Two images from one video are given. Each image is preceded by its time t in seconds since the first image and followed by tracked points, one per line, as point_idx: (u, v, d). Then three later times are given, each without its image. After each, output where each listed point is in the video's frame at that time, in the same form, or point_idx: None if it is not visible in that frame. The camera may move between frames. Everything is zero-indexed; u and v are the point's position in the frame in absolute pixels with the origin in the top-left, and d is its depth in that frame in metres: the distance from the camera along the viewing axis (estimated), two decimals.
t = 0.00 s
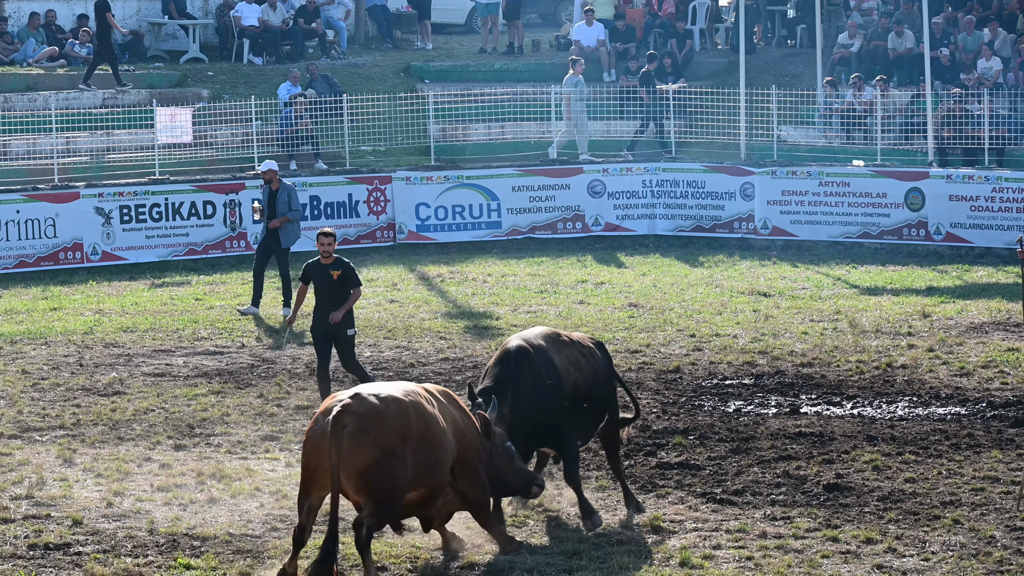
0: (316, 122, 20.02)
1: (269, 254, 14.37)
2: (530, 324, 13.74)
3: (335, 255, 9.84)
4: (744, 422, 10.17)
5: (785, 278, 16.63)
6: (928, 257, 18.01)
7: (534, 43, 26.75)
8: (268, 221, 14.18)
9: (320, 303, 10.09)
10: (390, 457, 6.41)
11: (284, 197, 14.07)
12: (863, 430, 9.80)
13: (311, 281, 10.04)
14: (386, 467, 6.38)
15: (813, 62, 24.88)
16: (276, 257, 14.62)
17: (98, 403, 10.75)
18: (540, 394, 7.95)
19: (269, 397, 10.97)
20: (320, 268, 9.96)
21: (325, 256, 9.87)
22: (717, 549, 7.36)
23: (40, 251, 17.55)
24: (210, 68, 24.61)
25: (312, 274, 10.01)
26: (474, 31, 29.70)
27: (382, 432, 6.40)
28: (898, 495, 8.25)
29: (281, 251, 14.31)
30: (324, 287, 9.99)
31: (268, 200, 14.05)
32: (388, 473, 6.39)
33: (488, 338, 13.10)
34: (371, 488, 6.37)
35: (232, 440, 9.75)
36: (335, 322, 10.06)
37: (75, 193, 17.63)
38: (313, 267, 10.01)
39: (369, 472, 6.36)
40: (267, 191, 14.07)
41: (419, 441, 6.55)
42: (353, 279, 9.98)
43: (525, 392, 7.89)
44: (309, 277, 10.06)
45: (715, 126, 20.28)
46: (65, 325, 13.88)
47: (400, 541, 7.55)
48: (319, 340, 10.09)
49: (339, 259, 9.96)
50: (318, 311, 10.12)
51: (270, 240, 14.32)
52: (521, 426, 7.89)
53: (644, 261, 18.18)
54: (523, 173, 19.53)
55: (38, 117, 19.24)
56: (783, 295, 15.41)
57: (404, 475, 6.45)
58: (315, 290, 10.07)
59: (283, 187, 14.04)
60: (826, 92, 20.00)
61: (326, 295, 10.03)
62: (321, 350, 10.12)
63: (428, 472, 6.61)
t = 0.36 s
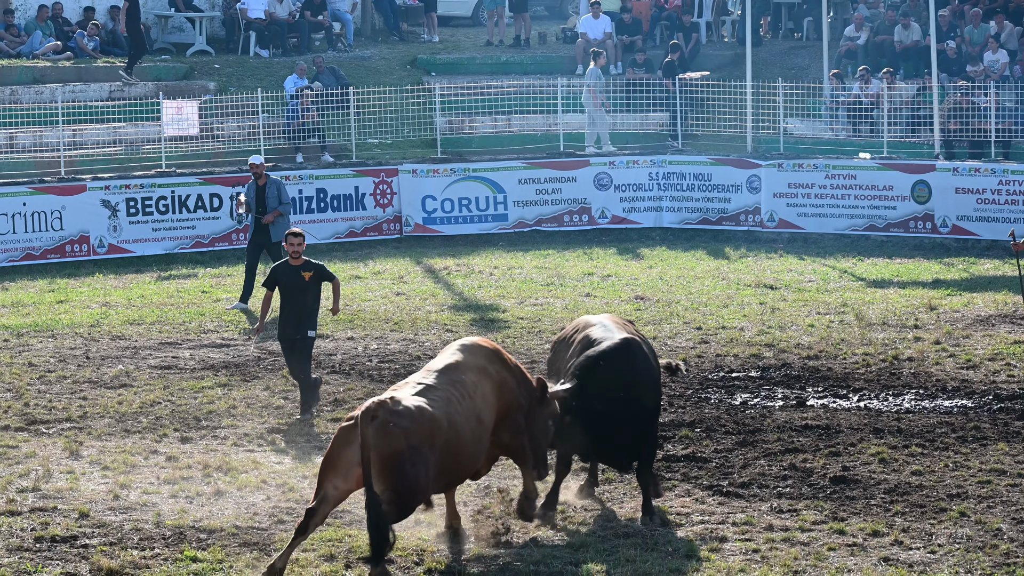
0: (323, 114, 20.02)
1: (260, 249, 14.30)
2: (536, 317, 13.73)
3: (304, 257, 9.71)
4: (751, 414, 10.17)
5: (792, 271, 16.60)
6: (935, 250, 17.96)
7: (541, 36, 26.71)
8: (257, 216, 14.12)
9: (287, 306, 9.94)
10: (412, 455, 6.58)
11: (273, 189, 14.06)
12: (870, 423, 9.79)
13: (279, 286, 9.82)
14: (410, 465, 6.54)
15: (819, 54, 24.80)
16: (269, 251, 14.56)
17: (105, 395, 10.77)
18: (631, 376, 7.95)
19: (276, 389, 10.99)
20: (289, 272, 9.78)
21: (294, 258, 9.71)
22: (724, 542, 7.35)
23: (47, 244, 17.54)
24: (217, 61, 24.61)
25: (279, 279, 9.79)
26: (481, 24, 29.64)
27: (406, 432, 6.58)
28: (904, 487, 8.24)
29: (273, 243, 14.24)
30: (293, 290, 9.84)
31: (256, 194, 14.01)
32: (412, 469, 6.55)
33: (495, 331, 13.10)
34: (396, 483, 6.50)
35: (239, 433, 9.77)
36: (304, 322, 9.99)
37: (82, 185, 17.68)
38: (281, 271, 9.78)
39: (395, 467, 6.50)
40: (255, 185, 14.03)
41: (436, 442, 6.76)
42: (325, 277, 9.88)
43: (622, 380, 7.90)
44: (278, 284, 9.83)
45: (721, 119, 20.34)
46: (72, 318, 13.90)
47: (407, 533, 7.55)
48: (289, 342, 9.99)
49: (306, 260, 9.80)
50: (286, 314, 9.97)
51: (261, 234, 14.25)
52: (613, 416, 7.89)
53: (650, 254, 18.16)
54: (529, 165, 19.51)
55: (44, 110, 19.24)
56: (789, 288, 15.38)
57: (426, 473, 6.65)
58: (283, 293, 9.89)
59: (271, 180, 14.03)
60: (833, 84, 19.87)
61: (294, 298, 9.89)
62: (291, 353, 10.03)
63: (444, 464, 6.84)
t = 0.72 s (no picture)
0: (328, 101, 19.99)
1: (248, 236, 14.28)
2: (541, 304, 13.71)
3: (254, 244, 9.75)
4: (756, 402, 10.15)
5: (798, 258, 16.54)
6: (940, 238, 17.88)
7: (546, 23, 26.62)
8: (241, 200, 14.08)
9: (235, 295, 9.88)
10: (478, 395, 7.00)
11: (258, 173, 14.11)
12: (875, 410, 9.76)
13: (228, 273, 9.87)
14: (483, 400, 6.98)
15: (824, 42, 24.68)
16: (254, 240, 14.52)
17: (110, 382, 10.78)
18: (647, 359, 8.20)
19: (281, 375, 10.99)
20: (239, 259, 9.81)
21: (243, 245, 9.77)
22: (729, 529, 7.33)
23: (53, 230, 17.54)
24: (223, 47, 24.54)
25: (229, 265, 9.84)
26: (486, 10, 29.53)
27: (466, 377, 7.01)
28: (909, 475, 8.21)
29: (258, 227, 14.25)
30: (242, 278, 9.84)
31: (242, 178, 14.02)
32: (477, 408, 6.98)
33: (500, 318, 13.08)
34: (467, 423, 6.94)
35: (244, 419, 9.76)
36: (249, 311, 9.86)
37: (88, 171, 17.67)
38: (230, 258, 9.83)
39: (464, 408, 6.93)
40: (239, 171, 14.03)
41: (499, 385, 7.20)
42: (273, 269, 9.87)
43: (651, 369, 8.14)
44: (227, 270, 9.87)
45: (727, 106, 20.35)
46: (78, 304, 13.90)
47: (412, 520, 7.52)
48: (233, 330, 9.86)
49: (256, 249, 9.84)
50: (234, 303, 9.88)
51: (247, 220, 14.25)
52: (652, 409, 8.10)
53: (656, 241, 18.11)
54: (535, 152, 19.44)
55: (51, 97, 19.40)
56: (795, 275, 15.33)
57: (498, 411, 7.07)
58: (232, 282, 9.90)
59: (255, 165, 14.10)
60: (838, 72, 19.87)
61: (242, 286, 9.85)
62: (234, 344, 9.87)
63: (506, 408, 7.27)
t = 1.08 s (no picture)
0: (332, 97, 19.90)
1: (240, 235, 14.18)
2: (545, 301, 13.70)
3: (212, 252, 9.62)
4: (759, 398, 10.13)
5: (801, 254, 16.51)
6: (944, 235, 17.84)
7: (550, 19, 26.58)
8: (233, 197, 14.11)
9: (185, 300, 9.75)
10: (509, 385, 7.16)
11: (250, 171, 14.14)
12: (878, 407, 9.75)
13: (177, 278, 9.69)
14: (504, 392, 7.12)
15: (828, 38, 24.61)
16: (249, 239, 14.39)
17: (113, 377, 10.78)
18: (685, 357, 8.24)
19: (285, 371, 10.99)
20: (193, 264, 9.66)
21: (200, 252, 9.62)
22: (731, 526, 7.32)
23: (56, 226, 17.56)
24: (227, 44, 24.54)
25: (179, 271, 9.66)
26: (490, 7, 29.49)
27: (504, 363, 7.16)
28: (912, 471, 8.20)
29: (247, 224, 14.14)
30: (194, 284, 9.67)
31: (234, 175, 14.11)
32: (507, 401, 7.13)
33: (503, 314, 13.07)
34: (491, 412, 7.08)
35: (247, 415, 9.76)
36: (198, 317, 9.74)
37: (91, 167, 17.67)
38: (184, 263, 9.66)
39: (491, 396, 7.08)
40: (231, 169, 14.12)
41: (529, 379, 7.36)
42: (228, 278, 9.75)
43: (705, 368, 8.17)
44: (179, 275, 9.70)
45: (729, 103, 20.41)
46: (81, 300, 13.90)
47: (415, 517, 7.50)
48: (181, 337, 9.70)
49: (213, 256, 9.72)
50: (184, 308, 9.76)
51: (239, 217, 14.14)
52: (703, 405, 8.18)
53: (659, 237, 18.09)
54: (538, 148, 19.43)
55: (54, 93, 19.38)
56: (798, 272, 15.30)
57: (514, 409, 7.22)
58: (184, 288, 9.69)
59: (248, 162, 14.11)
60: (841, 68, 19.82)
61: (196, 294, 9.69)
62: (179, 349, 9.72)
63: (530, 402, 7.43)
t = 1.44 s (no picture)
0: (335, 93, 19.94)
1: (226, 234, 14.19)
2: (548, 297, 13.68)
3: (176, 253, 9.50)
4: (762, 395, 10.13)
5: (804, 251, 16.49)
6: (947, 231, 17.80)
7: (553, 16, 26.54)
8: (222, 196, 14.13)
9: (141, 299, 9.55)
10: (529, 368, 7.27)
11: (240, 171, 14.10)
12: (881, 403, 9.73)
13: (136, 275, 9.53)
14: (521, 372, 7.23)
15: (830, 34, 24.56)
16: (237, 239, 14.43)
17: (116, 374, 10.78)
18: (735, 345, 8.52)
19: (287, 368, 10.98)
20: (155, 263, 9.54)
21: (165, 252, 9.49)
22: (735, 522, 7.31)
23: (59, 222, 17.56)
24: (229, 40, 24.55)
25: (140, 268, 9.52)
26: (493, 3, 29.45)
27: (522, 353, 7.25)
28: (915, 468, 8.19)
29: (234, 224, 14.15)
30: (155, 284, 9.50)
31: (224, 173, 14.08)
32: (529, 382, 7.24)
33: (506, 311, 13.06)
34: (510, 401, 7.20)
35: (250, 412, 9.75)
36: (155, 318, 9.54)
37: (94, 163, 17.67)
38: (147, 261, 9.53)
39: (510, 384, 7.19)
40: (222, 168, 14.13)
41: (565, 357, 7.44)
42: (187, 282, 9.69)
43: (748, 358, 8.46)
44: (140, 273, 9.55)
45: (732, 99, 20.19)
46: (83, 296, 13.90)
47: (418, 513, 7.49)
48: (136, 336, 9.50)
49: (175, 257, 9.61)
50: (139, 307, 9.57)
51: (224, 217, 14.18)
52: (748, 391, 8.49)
53: (662, 234, 18.07)
54: (542, 145, 19.41)
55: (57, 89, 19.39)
56: (801, 268, 15.28)
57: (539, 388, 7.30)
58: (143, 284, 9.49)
59: (238, 162, 14.02)
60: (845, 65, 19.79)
61: (154, 292, 9.50)
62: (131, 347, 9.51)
63: (574, 390, 7.51)
